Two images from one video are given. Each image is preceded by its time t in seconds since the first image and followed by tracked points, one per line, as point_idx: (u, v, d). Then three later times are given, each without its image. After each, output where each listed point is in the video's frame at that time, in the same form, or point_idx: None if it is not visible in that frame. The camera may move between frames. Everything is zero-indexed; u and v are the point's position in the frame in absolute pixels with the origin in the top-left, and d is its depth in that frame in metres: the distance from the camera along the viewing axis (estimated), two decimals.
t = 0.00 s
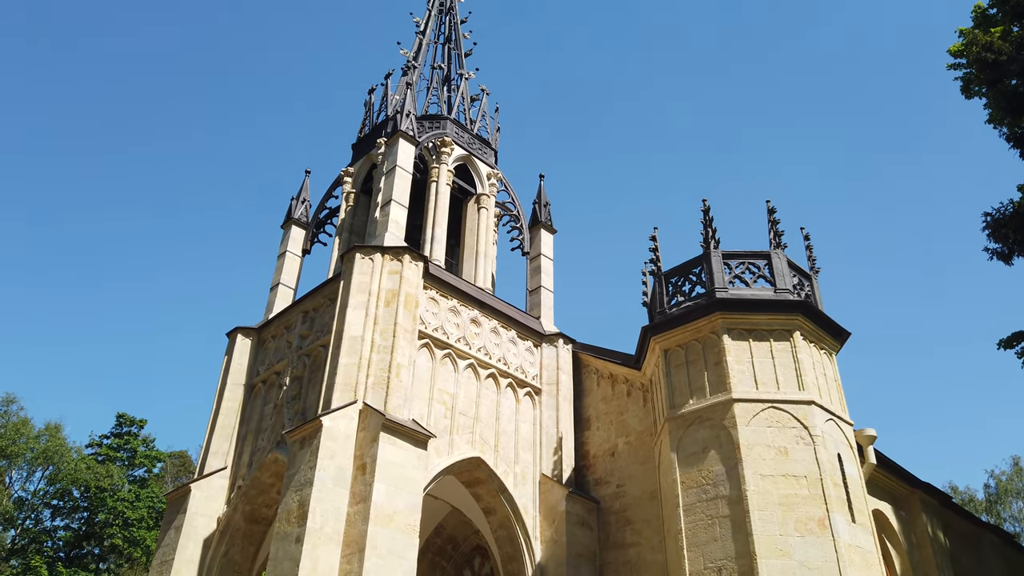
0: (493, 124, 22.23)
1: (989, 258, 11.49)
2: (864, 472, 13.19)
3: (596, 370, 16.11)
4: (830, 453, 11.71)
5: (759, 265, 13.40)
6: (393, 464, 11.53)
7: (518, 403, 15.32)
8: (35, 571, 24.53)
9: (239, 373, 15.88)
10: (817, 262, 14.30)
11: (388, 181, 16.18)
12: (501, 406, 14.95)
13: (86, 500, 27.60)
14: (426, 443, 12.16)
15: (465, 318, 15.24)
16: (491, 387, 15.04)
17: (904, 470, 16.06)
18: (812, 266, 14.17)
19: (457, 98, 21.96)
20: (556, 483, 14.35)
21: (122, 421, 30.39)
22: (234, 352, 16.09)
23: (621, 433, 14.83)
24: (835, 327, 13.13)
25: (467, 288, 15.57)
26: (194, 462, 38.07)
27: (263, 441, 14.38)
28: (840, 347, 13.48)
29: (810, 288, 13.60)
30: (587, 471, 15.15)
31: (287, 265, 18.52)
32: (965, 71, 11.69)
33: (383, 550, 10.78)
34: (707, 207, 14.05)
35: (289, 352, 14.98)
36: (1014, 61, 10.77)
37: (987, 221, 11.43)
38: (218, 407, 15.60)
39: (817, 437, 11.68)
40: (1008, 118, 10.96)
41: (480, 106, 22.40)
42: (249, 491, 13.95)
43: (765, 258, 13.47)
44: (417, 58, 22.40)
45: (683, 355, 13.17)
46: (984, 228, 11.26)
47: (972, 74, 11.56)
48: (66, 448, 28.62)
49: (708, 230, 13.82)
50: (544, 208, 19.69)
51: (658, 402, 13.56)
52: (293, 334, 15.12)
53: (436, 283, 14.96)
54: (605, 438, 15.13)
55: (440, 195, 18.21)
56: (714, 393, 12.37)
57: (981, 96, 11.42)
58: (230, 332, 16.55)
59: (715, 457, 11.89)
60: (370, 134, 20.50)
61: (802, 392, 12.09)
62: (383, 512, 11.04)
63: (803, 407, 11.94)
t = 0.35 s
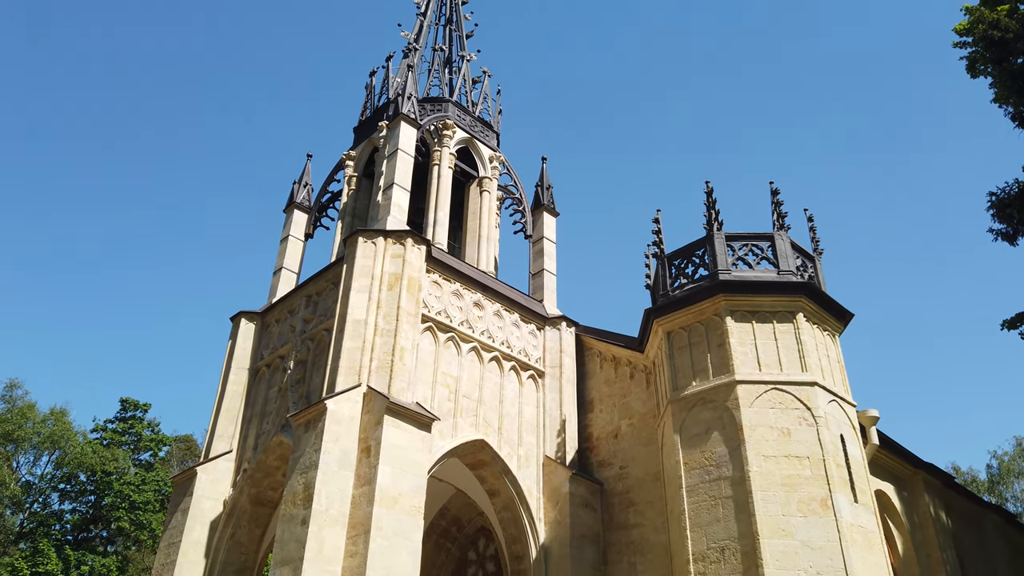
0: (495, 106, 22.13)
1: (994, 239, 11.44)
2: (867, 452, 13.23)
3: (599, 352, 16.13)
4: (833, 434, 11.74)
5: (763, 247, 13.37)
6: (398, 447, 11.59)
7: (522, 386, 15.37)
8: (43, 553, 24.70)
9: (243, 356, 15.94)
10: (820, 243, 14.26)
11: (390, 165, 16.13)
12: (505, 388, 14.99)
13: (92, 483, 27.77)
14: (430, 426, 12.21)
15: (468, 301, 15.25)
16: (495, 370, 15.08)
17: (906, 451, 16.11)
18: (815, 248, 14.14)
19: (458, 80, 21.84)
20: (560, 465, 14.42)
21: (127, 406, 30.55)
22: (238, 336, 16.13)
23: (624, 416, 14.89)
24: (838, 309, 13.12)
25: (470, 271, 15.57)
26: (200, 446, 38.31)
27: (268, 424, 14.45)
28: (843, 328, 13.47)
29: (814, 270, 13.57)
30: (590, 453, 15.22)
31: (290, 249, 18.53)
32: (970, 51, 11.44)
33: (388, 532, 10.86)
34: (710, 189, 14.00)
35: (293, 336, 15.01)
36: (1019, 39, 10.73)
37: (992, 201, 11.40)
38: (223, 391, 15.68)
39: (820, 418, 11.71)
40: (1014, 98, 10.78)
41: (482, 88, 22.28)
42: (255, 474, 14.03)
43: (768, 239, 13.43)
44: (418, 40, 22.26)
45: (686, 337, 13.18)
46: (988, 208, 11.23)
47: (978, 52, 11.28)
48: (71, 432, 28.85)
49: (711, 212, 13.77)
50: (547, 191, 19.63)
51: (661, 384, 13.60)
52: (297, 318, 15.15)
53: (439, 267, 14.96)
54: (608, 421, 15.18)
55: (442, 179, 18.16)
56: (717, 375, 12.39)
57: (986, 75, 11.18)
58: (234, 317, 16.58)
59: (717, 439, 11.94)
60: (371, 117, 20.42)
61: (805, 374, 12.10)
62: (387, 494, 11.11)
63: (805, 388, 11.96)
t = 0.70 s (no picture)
0: (497, 87, 22.00)
1: (999, 219, 11.37)
2: (869, 433, 13.26)
3: (602, 334, 16.15)
4: (835, 414, 11.76)
5: (766, 228, 13.33)
6: (402, 429, 11.64)
7: (525, 368, 15.41)
8: (51, 535, 24.90)
9: (247, 340, 15.99)
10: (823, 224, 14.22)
11: (392, 147, 16.07)
12: (508, 371, 15.03)
13: (99, 466, 27.98)
14: (433, 408, 12.27)
15: (471, 284, 15.26)
16: (498, 352, 15.11)
17: (909, 430, 16.16)
18: (818, 229, 14.09)
19: (460, 61, 21.70)
20: (563, 446, 14.48)
21: (131, 389, 30.71)
22: (242, 320, 16.17)
23: (626, 397, 14.94)
24: (841, 290, 13.11)
25: (472, 254, 15.55)
26: (205, 429, 38.55)
27: (272, 406, 14.52)
28: (846, 309, 13.46)
29: (817, 251, 13.54)
30: (593, 434, 15.28)
31: (293, 232, 18.52)
32: (976, 30, 11.33)
33: (393, 512, 10.95)
34: (714, 170, 13.94)
35: (297, 319, 15.04)
36: None
37: (998, 180, 11.34)
38: (228, 374, 15.75)
39: (822, 399, 11.73)
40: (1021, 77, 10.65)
41: (483, 69, 22.14)
42: (260, 456, 14.12)
43: (771, 221, 13.39)
44: (419, 21, 22.09)
45: (689, 319, 13.18)
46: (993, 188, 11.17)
47: (985, 30, 11.18)
48: (76, 416, 29.06)
49: (714, 193, 13.72)
50: (550, 173, 19.56)
51: (664, 366, 13.62)
52: (301, 301, 15.17)
53: (442, 249, 14.94)
54: (611, 402, 15.23)
55: (444, 161, 18.10)
56: (720, 356, 12.41)
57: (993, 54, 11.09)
58: (238, 300, 16.61)
59: (720, 420, 11.97)
60: (373, 99, 20.32)
61: (808, 355, 12.11)
62: (392, 475, 11.19)
63: (808, 369, 11.98)
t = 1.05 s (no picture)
0: (496, 69, 21.86)
1: (998, 202, 11.35)
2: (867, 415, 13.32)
3: (601, 317, 16.17)
4: (833, 397, 11.82)
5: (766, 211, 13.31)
6: (401, 411, 11.69)
7: (524, 351, 15.44)
8: (53, 518, 25.03)
9: (246, 323, 16.01)
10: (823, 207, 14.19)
11: (391, 130, 16.00)
12: (507, 354, 15.07)
13: (100, 449, 28.11)
14: (433, 390, 12.31)
15: (470, 267, 15.25)
16: (497, 336, 15.14)
17: (907, 412, 16.22)
18: (818, 211, 14.07)
19: (458, 43, 21.54)
20: (562, 429, 14.54)
21: (131, 372, 30.77)
22: (241, 303, 16.18)
23: (625, 380, 15.00)
24: (840, 273, 13.12)
25: (472, 237, 15.53)
26: (205, 413, 38.73)
27: (272, 389, 14.57)
28: (845, 293, 13.48)
29: (817, 234, 13.53)
30: (592, 417, 15.35)
31: (291, 215, 18.48)
32: (978, 11, 11.28)
33: (393, 494, 11.02)
34: (714, 152, 13.89)
35: (296, 303, 15.05)
36: None
37: (998, 163, 11.31)
38: (228, 357, 15.78)
39: (821, 381, 11.78)
40: None
41: (482, 51, 21.99)
42: (261, 438, 14.19)
43: (771, 203, 13.37)
44: (417, 2, 21.91)
45: (688, 302, 13.19)
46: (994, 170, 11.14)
47: (987, 11, 11.12)
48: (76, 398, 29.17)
49: (714, 176, 13.69)
50: (549, 156, 19.49)
51: (662, 349, 13.66)
52: (300, 285, 15.16)
53: (441, 232, 14.91)
54: (610, 385, 15.28)
55: (443, 144, 18.02)
56: (718, 339, 12.44)
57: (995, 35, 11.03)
58: (237, 284, 16.61)
59: (719, 402, 12.02)
60: (371, 81, 20.20)
61: (807, 337, 12.14)
62: (392, 457, 11.25)
63: (807, 352, 12.01)
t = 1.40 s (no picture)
0: (495, 52, 21.72)
1: (998, 185, 11.35)
2: (864, 398, 13.40)
3: (599, 301, 16.19)
4: (831, 380, 11.86)
5: (764, 194, 13.29)
6: (401, 395, 11.73)
7: (523, 336, 15.46)
8: (54, 501, 25.13)
9: (245, 307, 16.01)
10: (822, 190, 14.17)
11: (388, 113, 15.91)
12: (506, 337, 15.09)
13: (99, 433, 28.20)
14: (432, 374, 12.35)
15: (469, 252, 15.23)
16: (495, 320, 15.15)
17: (903, 396, 16.33)
18: (817, 195, 14.04)
19: (457, 25, 21.38)
20: (560, 412, 14.61)
21: (130, 356, 30.80)
22: (240, 287, 16.17)
23: (624, 363, 15.04)
24: (839, 256, 13.12)
25: (470, 221, 15.50)
26: (204, 397, 38.81)
27: (271, 373, 14.59)
28: (844, 276, 13.49)
29: (816, 218, 13.52)
30: (591, 400, 15.41)
31: (290, 199, 18.42)
32: None
33: (393, 477, 11.08)
34: (713, 135, 13.84)
35: (295, 287, 15.04)
36: None
37: (997, 146, 11.28)
38: (227, 341, 15.80)
39: (818, 364, 11.81)
40: None
41: (480, 34, 21.84)
42: (260, 422, 14.23)
43: (770, 187, 13.34)
44: None
45: (687, 286, 13.20)
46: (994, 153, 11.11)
47: None
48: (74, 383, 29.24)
49: (713, 159, 13.65)
50: (548, 139, 19.42)
51: (661, 333, 13.68)
52: (298, 269, 15.15)
53: (439, 216, 14.88)
54: (608, 368, 15.33)
55: (441, 127, 17.94)
56: (717, 323, 12.46)
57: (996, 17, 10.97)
58: (235, 268, 16.59)
59: (717, 385, 12.06)
60: (368, 64, 20.06)
61: (805, 321, 12.16)
62: (391, 440, 11.30)
63: (805, 335, 12.04)
